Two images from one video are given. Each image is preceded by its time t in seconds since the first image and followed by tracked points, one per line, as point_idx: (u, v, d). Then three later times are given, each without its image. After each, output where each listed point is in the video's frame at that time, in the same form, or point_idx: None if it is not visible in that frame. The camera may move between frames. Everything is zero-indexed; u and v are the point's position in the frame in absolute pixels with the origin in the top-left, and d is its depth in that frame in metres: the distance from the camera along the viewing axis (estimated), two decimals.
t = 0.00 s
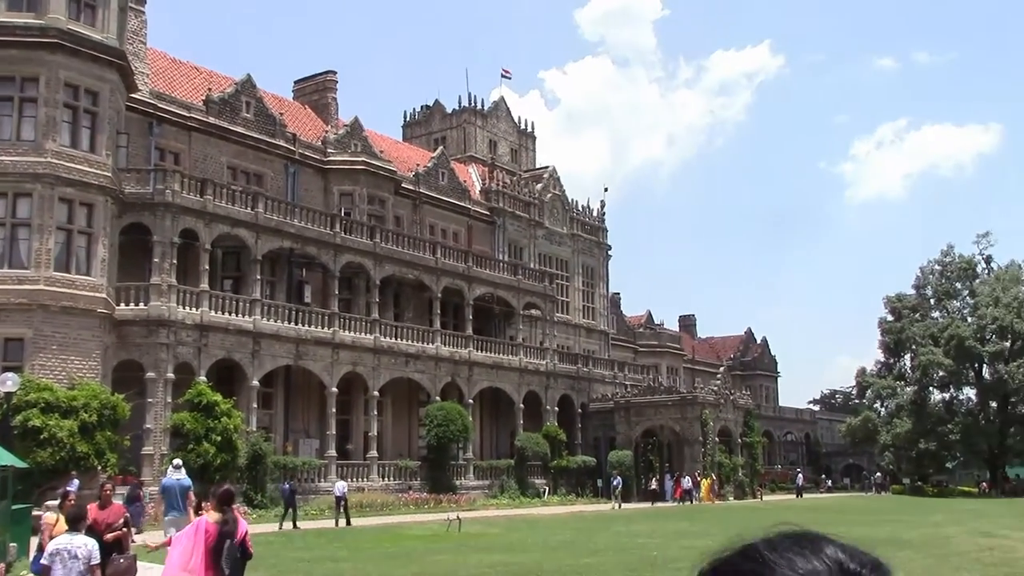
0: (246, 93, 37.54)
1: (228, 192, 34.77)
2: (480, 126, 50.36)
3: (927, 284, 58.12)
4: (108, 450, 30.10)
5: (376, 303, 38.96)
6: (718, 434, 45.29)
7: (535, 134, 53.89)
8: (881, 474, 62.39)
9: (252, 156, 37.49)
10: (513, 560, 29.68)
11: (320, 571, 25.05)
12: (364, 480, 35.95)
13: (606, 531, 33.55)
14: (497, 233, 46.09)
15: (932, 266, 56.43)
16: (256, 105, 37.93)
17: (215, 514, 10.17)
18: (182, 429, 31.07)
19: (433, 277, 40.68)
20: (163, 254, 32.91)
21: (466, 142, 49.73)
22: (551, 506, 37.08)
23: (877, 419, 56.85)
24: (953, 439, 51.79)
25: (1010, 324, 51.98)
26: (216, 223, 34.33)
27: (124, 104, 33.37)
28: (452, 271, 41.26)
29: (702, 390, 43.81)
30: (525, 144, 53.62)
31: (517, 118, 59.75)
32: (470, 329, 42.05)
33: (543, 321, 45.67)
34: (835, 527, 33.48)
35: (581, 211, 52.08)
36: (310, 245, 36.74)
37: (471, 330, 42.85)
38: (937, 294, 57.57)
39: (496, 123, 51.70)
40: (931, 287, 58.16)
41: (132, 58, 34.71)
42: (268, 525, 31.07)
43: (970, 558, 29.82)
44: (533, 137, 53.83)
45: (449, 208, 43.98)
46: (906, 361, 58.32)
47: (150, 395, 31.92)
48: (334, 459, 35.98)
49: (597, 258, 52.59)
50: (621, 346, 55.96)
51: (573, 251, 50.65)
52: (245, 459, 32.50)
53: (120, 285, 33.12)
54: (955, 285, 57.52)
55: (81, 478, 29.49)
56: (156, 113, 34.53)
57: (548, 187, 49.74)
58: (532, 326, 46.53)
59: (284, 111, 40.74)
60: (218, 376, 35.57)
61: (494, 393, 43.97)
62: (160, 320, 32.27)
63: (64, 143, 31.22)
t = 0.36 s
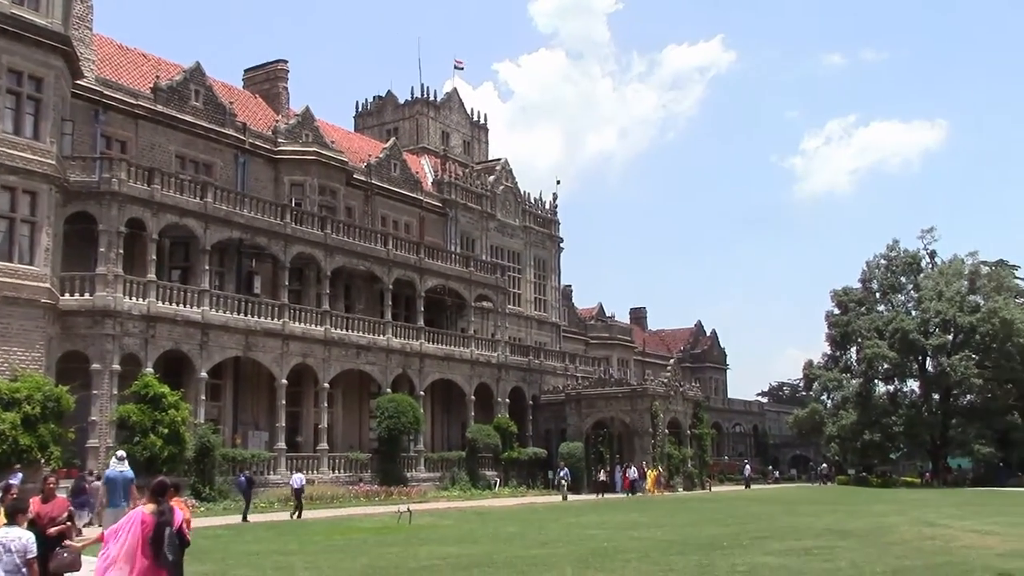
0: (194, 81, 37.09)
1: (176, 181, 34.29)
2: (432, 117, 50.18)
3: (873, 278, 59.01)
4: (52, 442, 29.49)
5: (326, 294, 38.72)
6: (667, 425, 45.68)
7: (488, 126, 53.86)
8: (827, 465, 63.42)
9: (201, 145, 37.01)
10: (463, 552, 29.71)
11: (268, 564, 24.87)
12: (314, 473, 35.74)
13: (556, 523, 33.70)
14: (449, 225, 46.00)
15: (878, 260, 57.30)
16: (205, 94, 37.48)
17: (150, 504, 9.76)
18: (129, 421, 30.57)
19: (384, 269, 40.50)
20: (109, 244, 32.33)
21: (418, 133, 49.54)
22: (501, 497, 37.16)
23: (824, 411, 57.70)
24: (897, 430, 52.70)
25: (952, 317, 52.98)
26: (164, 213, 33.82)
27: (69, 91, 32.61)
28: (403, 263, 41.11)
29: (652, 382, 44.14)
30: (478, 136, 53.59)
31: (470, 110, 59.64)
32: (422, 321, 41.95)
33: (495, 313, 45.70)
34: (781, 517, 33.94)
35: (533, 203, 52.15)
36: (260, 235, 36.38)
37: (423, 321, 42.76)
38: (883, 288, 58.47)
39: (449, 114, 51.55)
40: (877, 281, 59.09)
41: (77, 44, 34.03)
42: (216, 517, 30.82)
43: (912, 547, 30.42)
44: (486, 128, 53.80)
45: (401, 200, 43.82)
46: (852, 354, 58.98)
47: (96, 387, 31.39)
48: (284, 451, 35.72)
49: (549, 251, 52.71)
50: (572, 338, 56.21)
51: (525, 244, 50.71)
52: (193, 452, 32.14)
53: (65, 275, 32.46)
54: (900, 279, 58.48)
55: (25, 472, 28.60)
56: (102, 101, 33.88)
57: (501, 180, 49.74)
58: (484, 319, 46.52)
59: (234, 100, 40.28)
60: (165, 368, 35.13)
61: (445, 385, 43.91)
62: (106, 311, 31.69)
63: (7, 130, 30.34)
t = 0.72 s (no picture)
0: (137, 69, 36.43)
1: (116, 170, 33.61)
2: (379, 110, 49.91)
3: (814, 278, 60.02)
4: None
5: (269, 287, 38.37)
6: (610, 421, 46.02)
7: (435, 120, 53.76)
8: (765, 461, 64.43)
9: (143, 134, 36.35)
10: (404, 547, 29.63)
11: (204, 559, 24.56)
12: (254, 467, 35.42)
13: (499, 518, 33.78)
14: (395, 219, 45.81)
15: (819, 259, 58.26)
16: (148, 82, 36.87)
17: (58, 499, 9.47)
18: (64, 414, 30.01)
19: (329, 263, 40.21)
20: (47, 233, 31.48)
21: (365, 126, 49.24)
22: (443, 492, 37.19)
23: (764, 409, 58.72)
24: (835, 427, 53.58)
25: (889, 317, 54.06)
26: (104, 202, 33.11)
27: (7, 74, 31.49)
28: (348, 256, 40.86)
29: (595, 378, 44.40)
30: (425, 130, 53.46)
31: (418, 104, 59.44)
32: (366, 315, 41.76)
33: (440, 308, 45.66)
34: (720, 512, 34.37)
35: (479, 198, 52.18)
36: (202, 227, 35.89)
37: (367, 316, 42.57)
38: (823, 288, 59.48)
39: (396, 108, 51.31)
40: (817, 281, 60.09)
41: (15, 28, 33.14)
42: (154, 511, 30.49)
43: (847, 542, 31.00)
44: (433, 123, 53.68)
45: (346, 193, 43.54)
46: (792, 353, 60.55)
47: (30, 379, 30.66)
48: (224, 445, 35.33)
49: (495, 246, 52.78)
50: (517, 334, 56.36)
51: (471, 239, 50.71)
52: (131, 446, 31.64)
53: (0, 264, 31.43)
54: (839, 279, 59.52)
55: None
56: (41, 86, 32.87)
57: (447, 174, 49.71)
58: (429, 314, 46.08)
59: (177, 88, 39.67)
60: (102, 360, 34.55)
61: (388, 379, 43.76)
62: (42, 301, 30.78)
63: None
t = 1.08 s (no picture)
0: (62, 54, 35.47)
1: (39, 157, 32.56)
2: (313, 101, 49.44)
3: (742, 275, 61.01)
4: None
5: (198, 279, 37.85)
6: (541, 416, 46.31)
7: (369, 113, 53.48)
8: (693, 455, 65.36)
9: (67, 121, 35.37)
10: (332, 542, 29.41)
11: (127, 555, 24.06)
12: (180, 462, 34.88)
13: (429, 512, 33.72)
14: (327, 212, 45.47)
15: (747, 257, 59.18)
16: (73, 67, 35.94)
17: None
18: None
19: (259, 254, 39.75)
20: None
21: (298, 117, 48.75)
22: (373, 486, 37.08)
23: (692, 404, 59.55)
24: (761, 422, 54.49)
25: (815, 314, 55.44)
26: (26, 190, 32.02)
27: None
28: (279, 248, 40.42)
29: (527, 373, 44.61)
30: (358, 122, 53.13)
31: (351, 96, 58.94)
32: (297, 309, 41.40)
33: (372, 302, 45.53)
34: (648, 506, 34.73)
35: (413, 192, 52.07)
36: (128, 216, 35.14)
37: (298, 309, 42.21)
38: (751, 285, 60.48)
39: (330, 99, 50.87)
40: (746, 279, 61.06)
41: None
42: (75, 505, 29.94)
43: (771, 534, 31.54)
44: (366, 115, 53.38)
45: (278, 184, 43.07)
46: (721, 348, 61.15)
47: None
48: (149, 439, 34.72)
49: (428, 240, 52.72)
50: (449, 328, 56.31)
51: (404, 233, 50.60)
52: (52, 439, 31.03)
53: None
54: (767, 277, 60.50)
55: None
56: None
57: (381, 167, 49.53)
58: (361, 307, 46.21)
59: (104, 75, 38.84)
60: (23, 351, 33.70)
61: (319, 373, 43.44)
62: None
63: None
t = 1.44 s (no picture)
0: None
1: None
2: (229, 90, 48.61)
3: (659, 269, 61.91)
4: None
5: (108, 270, 36.96)
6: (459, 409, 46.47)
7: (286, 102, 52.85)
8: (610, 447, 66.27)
9: None
10: (246, 537, 29.01)
11: (32, 553, 23.37)
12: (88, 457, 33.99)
13: (345, 505, 33.51)
14: (243, 202, 44.78)
15: (664, 251, 60.04)
16: None
17: None
18: None
19: (172, 245, 38.91)
20: None
21: (213, 106, 47.87)
22: (289, 480, 36.76)
23: (609, 396, 60.31)
24: (676, 414, 55.49)
25: (730, 308, 56.08)
26: None
27: None
28: (193, 238, 39.67)
29: (446, 366, 44.77)
30: (276, 111, 52.45)
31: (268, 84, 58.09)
32: (212, 300, 40.73)
33: (289, 294, 45.09)
34: (564, 497, 35.04)
35: (331, 183, 51.66)
36: (35, 205, 33.85)
37: (212, 300, 41.53)
38: (668, 279, 61.40)
39: (247, 88, 50.06)
40: (663, 272, 61.95)
41: None
42: None
43: (684, 524, 32.07)
44: (284, 104, 52.75)
45: (192, 174, 42.25)
46: (638, 341, 62.52)
47: None
48: (56, 434, 33.75)
49: (346, 232, 52.39)
50: (367, 321, 56.05)
51: (322, 224, 50.22)
52: None
53: None
54: (684, 270, 61.49)
55: None
56: None
57: (299, 157, 49.05)
58: (278, 300, 45.31)
59: (10, 58, 37.57)
60: None
61: (234, 366, 42.82)
62: None
63: None
